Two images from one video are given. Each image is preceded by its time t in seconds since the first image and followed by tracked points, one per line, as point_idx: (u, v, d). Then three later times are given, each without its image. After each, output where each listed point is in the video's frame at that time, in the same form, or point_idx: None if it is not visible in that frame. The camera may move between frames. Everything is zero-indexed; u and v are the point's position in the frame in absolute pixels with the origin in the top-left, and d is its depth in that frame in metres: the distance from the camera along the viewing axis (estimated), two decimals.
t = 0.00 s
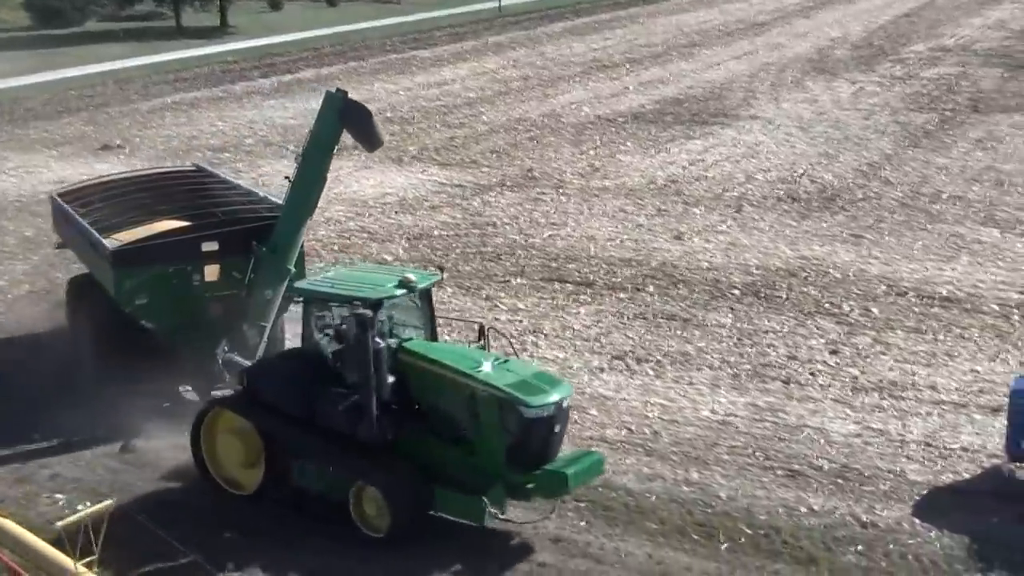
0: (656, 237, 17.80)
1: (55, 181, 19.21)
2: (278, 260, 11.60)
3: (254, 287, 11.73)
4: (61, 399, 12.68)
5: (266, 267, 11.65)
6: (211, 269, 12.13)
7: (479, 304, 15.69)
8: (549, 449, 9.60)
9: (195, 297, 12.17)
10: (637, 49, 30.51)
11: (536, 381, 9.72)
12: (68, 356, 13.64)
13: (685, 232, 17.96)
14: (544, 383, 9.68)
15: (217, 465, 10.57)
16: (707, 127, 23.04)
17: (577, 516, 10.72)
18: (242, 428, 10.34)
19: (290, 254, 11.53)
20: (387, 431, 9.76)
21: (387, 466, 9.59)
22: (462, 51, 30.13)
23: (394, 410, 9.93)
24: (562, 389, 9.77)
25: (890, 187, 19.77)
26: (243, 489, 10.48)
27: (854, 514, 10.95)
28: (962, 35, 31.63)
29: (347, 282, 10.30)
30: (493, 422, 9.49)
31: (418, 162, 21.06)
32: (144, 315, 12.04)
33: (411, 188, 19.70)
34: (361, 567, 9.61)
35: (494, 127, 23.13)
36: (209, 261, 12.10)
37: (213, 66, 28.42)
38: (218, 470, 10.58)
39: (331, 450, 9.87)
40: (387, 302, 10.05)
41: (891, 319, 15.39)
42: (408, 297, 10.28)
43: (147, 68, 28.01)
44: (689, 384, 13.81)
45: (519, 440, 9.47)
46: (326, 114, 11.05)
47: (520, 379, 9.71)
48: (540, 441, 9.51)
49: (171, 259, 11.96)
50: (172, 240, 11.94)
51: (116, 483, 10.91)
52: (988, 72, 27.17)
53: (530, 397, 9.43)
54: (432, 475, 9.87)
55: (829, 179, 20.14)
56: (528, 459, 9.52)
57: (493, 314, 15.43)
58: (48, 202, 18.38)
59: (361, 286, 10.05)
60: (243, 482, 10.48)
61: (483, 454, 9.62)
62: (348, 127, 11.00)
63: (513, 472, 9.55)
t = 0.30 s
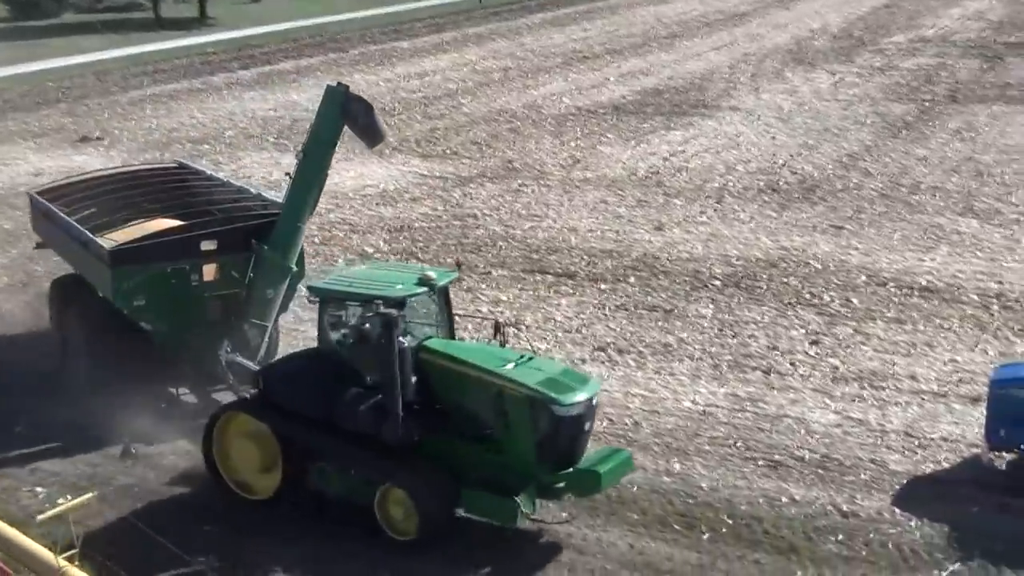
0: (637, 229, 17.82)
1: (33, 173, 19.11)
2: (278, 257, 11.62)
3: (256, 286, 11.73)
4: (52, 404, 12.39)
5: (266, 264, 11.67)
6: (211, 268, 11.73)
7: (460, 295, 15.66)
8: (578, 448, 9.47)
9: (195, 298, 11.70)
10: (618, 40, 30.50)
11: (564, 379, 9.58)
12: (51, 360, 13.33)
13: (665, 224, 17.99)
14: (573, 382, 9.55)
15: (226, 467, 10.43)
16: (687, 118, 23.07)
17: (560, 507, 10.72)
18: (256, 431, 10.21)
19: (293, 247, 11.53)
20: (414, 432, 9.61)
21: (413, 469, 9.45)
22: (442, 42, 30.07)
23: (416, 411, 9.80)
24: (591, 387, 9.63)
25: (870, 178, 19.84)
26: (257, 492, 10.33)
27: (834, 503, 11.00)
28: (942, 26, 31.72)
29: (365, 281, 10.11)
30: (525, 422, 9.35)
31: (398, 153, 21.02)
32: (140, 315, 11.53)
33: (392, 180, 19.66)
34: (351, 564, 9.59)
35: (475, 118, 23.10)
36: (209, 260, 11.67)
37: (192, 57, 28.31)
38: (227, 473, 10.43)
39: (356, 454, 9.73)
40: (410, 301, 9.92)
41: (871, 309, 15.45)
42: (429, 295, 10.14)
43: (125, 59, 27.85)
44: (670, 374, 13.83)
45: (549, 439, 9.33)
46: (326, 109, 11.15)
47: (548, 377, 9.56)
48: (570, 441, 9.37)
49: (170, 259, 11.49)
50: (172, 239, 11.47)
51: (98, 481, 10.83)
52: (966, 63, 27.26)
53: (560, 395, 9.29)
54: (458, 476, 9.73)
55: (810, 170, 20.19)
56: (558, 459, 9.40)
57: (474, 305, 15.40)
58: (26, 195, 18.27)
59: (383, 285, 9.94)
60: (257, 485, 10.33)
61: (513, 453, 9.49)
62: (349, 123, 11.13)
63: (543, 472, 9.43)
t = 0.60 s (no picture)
0: (614, 222, 17.83)
1: (6, 168, 18.97)
2: (277, 256, 11.39)
3: (254, 287, 11.46)
4: (44, 409, 12.14)
5: (264, 263, 11.41)
6: (206, 269, 11.41)
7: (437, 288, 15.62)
8: (604, 447, 9.37)
9: (192, 300, 11.45)
10: (594, 33, 30.49)
11: (590, 378, 9.47)
12: (38, 365, 13.05)
13: (642, 217, 18.01)
14: (599, 381, 9.44)
15: (235, 465, 10.23)
16: (663, 111, 23.09)
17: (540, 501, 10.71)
18: (270, 435, 9.99)
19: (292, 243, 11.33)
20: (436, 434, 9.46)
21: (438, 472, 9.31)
22: (419, 35, 29.98)
23: (438, 413, 9.65)
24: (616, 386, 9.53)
25: (846, 170, 19.91)
26: (269, 498, 10.16)
27: (811, 494, 11.04)
28: (917, 19, 31.82)
29: (380, 280, 9.90)
30: (551, 423, 9.24)
31: (375, 147, 20.96)
32: (137, 318, 11.29)
33: (369, 174, 19.61)
34: (331, 558, 9.57)
35: (451, 112, 23.05)
36: (205, 260, 11.39)
37: (167, 51, 28.14)
38: (235, 472, 10.24)
39: (380, 456, 9.58)
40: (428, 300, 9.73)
41: (847, 301, 15.51)
42: (447, 294, 9.97)
43: (99, 53, 27.64)
44: (647, 367, 13.85)
45: (576, 439, 9.23)
46: (324, 107, 10.98)
47: (573, 377, 9.45)
48: (597, 439, 9.28)
49: (165, 261, 11.21)
50: (166, 240, 11.19)
51: (76, 480, 10.74)
52: (942, 56, 27.37)
53: (587, 394, 9.17)
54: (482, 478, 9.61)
55: (786, 163, 20.25)
56: (586, 459, 9.30)
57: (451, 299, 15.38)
58: None
59: (398, 284, 9.75)
60: (269, 491, 10.15)
61: (539, 453, 9.38)
62: (348, 121, 11.05)
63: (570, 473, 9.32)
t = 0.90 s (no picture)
0: (589, 212, 17.86)
1: None
2: (277, 253, 11.12)
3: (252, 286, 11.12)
4: (35, 423, 11.78)
5: (264, 261, 11.09)
6: (205, 269, 11.07)
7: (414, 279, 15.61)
8: (631, 442, 9.21)
9: (190, 301, 11.06)
10: (567, 24, 30.48)
11: (615, 371, 9.31)
12: (23, 374, 12.73)
13: (617, 207, 18.04)
14: (625, 375, 9.29)
15: (249, 470, 10.00)
16: (637, 101, 23.12)
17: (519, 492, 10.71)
18: (288, 439, 9.74)
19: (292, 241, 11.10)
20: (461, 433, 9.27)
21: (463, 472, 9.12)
22: (392, 27, 29.92)
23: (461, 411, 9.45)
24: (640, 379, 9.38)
25: (819, 158, 19.99)
26: (286, 503, 9.95)
27: (787, 482, 11.11)
28: (888, 7, 31.93)
29: (397, 278, 9.71)
30: (579, 419, 9.06)
31: (349, 139, 20.92)
32: (134, 322, 10.85)
33: (343, 166, 19.57)
34: (313, 552, 9.54)
35: (425, 104, 23.03)
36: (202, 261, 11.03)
37: (138, 45, 27.99)
38: (250, 476, 10.00)
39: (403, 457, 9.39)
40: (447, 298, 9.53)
41: (821, 289, 15.59)
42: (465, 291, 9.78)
43: (69, 48, 27.46)
44: (623, 357, 13.88)
45: (605, 434, 9.07)
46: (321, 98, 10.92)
47: (599, 371, 9.29)
48: (625, 434, 9.12)
49: (162, 262, 10.81)
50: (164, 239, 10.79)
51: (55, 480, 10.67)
52: (913, 43, 27.49)
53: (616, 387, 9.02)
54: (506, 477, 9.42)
55: (760, 151, 20.32)
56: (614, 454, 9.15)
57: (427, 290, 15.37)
58: None
59: (416, 281, 9.55)
60: (285, 496, 9.94)
61: (564, 450, 9.19)
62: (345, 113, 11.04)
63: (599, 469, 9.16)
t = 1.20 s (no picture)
0: (558, 203, 17.86)
1: None
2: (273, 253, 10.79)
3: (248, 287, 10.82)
4: (22, 427, 11.55)
5: (260, 261, 10.75)
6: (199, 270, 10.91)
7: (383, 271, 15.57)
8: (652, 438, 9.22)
9: (184, 302, 10.87)
10: (534, 14, 30.40)
11: (635, 368, 9.32)
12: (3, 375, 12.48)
13: (586, 198, 18.04)
14: (644, 371, 9.30)
15: (261, 477, 9.87)
16: (605, 91, 23.11)
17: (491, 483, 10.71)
18: (299, 440, 9.63)
19: (288, 236, 10.74)
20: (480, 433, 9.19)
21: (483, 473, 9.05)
22: (358, 18, 29.77)
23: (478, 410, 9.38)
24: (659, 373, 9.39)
25: (786, 147, 20.05)
26: (300, 507, 9.82)
27: (757, 470, 11.16)
28: None
29: (410, 276, 9.49)
30: (601, 415, 9.04)
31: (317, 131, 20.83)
32: (129, 324, 10.65)
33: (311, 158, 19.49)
34: (283, 545, 9.51)
35: (393, 95, 22.94)
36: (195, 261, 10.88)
37: (102, 37, 27.75)
38: (262, 483, 9.88)
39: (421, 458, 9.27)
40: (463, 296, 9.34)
41: (789, 278, 15.64)
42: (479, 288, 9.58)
43: (31, 40, 27.18)
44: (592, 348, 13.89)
45: (627, 431, 9.06)
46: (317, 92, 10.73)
47: (619, 367, 9.28)
48: (648, 431, 9.13)
49: (156, 262, 10.62)
50: (157, 238, 10.59)
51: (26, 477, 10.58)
52: (879, 32, 27.57)
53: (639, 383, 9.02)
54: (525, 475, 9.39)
55: (727, 141, 20.36)
56: (637, 451, 9.15)
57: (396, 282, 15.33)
58: None
59: (430, 279, 9.35)
60: (298, 500, 9.81)
61: (585, 447, 9.17)
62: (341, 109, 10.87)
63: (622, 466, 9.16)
